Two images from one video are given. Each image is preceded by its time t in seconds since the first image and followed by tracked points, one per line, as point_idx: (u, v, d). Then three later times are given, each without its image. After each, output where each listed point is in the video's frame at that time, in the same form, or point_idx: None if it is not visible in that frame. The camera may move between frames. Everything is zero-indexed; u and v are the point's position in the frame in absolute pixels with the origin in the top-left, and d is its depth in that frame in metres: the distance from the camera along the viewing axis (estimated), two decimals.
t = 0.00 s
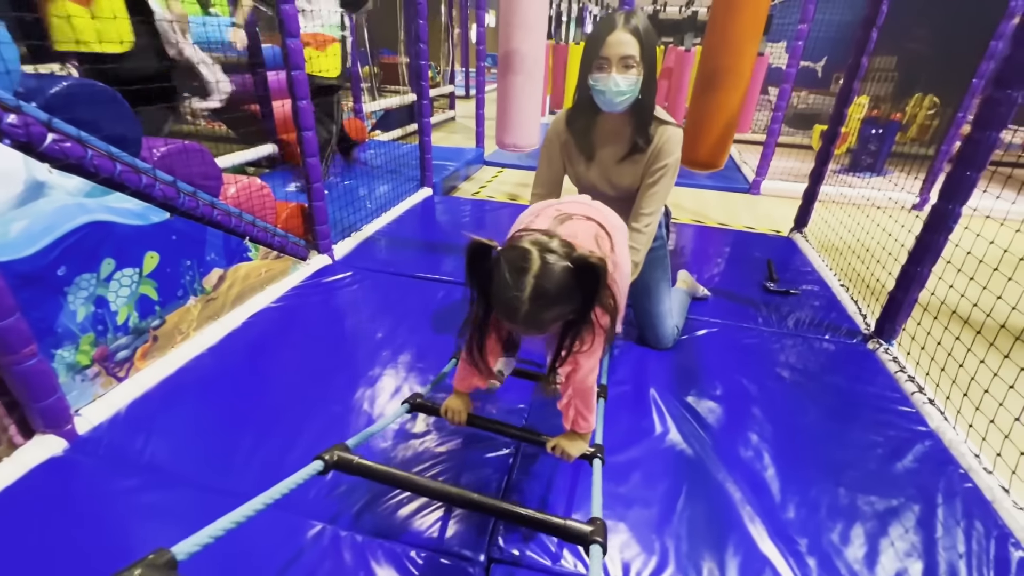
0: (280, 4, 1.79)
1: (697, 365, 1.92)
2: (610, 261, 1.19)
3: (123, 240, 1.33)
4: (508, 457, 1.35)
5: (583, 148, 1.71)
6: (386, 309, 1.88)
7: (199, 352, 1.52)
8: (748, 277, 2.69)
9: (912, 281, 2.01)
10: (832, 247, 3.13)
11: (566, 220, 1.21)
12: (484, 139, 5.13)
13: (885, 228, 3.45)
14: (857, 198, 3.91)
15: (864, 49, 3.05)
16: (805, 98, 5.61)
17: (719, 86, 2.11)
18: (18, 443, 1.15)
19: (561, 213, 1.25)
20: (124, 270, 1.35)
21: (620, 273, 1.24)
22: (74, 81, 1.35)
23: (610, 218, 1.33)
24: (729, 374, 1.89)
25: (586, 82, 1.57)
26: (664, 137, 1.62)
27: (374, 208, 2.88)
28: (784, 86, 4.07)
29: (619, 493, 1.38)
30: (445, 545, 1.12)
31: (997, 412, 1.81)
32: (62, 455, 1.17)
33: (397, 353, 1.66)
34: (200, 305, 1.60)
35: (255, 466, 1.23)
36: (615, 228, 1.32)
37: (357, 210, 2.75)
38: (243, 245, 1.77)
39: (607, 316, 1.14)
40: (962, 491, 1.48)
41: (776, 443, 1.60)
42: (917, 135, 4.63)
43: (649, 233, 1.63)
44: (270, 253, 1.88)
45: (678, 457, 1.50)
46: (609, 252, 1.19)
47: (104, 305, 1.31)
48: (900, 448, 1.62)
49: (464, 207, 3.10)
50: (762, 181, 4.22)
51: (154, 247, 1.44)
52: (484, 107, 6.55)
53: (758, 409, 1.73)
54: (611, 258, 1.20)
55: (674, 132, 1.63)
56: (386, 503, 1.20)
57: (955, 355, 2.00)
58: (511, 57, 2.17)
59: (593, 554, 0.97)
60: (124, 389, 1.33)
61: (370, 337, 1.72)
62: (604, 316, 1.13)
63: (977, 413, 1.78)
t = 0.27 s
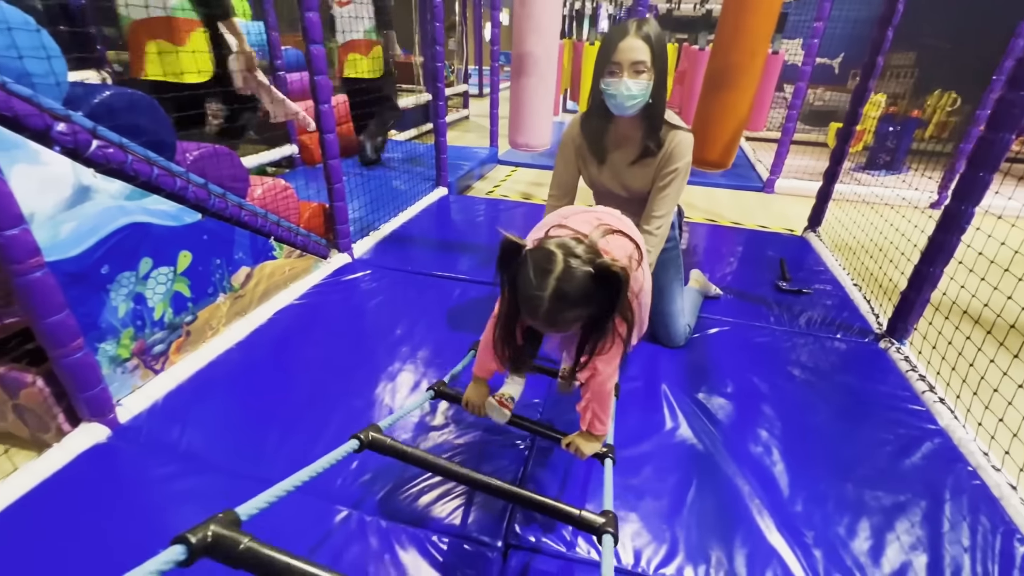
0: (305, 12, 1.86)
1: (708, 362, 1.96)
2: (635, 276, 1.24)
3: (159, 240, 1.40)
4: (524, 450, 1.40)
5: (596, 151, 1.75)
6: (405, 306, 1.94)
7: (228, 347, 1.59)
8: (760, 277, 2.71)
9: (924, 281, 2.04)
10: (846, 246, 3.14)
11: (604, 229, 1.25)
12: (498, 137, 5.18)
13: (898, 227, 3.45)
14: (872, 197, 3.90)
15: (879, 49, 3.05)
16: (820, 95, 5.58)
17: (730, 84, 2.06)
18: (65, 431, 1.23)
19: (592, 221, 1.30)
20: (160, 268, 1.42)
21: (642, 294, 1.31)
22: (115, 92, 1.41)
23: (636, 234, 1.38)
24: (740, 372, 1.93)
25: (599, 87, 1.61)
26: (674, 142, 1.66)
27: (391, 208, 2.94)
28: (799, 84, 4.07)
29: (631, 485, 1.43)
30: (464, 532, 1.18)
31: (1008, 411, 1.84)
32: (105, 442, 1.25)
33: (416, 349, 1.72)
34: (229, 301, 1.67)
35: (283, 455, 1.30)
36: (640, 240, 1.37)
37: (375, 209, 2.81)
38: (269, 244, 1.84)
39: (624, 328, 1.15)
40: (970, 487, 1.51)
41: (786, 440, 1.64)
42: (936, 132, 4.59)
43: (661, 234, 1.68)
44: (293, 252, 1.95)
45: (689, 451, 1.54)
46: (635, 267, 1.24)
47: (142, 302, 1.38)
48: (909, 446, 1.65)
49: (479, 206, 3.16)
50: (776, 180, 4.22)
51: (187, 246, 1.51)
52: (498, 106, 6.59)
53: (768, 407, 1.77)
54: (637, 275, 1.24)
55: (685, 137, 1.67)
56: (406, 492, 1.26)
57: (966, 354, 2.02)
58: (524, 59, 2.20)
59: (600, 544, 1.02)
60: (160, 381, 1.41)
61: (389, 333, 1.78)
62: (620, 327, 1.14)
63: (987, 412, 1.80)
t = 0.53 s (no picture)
0: (331, 17, 1.92)
1: (721, 363, 1.99)
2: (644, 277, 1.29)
3: (192, 237, 1.47)
4: (538, 444, 1.45)
5: (613, 155, 1.79)
6: (423, 304, 1.99)
7: (254, 340, 1.66)
8: (775, 279, 2.72)
9: (939, 286, 2.04)
10: (862, 250, 3.14)
11: (606, 234, 1.30)
12: (514, 138, 5.22)
13: (917, 231, 3.43)
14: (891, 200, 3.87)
15: (898, 52, 3.04)
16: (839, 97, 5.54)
17: (748, 85, 2.07)
18: (105, 417, 1.29)
19: (600, 228, 1.35)
20: (193, 265, 1.49)
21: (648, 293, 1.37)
22: (154, 97, 1.48)
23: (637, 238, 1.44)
24: (752, 373, 1.95)
25: (616, 91, 1.64)
26: (690, 145, 1.69)
27: (409, 207, 2.99)
28: (817, 87, 4.05)
29: (642, 480, 1.47)
30: (481, 521, 1.23)
31: (1019, 416, 1.85)
32: (141, 429, 1.31)
33: (434, 345, 1.77)
34: (256, 297, 1.74)
35: (309, 444, 1.36)
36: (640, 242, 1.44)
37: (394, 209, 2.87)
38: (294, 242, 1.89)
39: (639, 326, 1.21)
40: (979, 491, 1.52)
41: (797, 441, 1.66)
42: (959, 134, 4.54)
43: (676, 236, 1.72)
44: (316, 250, 2.01)
45: (700, 448, 1.58)
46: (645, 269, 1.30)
47: (177, 296, 1.45)
48: (920, 449, 1.67)
49: (495, 206, 3.20)
50: (793, 182, 4.21)
51: (219, 243, 1.56)
52: (514, 106, 6.63)
53: (780, 408, 1.79)
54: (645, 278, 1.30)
55: (701, 140, 1.70)
56: (425, 482, 1.31)
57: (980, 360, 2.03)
58: (542, 62, 2.24)
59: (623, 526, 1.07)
60: (192, 371, 1.48)
61: (408, 330, 1.83)
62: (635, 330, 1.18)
63: (999, 417, 1.82)
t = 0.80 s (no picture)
0: (353, 25, 1.98)
1: (729, 368, 2.02)
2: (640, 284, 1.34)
3: (219, 237, 1.53)
4: (549, 443, 1.49)
5: (626, 161, 1.83)
6: (438, 304, 2.04)
7: (276, 337, 1.72)
8: (785, 286, 2.74)
9: (949, 295, 2.06)
10: (873, 258, 3.14)
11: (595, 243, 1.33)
12: (527, 141, 5.27)
13: (930, 240, 3.43)
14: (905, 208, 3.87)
15: (913, 62, 3.05)
16: (855, 103, 5.52)
17: (767, 89, 2.07)
18: (135, 408, 1.36)
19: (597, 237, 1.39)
20: (220, 263, 1.55)
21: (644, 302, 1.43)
22: (188, 102, 1.55)
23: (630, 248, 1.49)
24: (760, 379, 1.98)
25: (631, 100, 1.68)
26: (703, 152, 1.73)
27: (423, 209, 3.05)
28: (832, 94, 4.06)
29: (650, 480, 1.50)
30: (492, 516, 1.27)
31: None
32: (169, 420, 1.37)
33: (448, 344, 1.82)
34: (277, 295, 1.79)
35: (328, 437, 1.41)
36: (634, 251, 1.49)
37: (409, 210, 2.92)
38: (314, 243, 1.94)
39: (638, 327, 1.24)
40: (983, 498, 1.54)
41: (803, 446, 1.69)
42: (977, 142, 4.51)
43: (688, 241, 1.76)
44: (335, 250, 2.07)
45: (707, 451, 1.61)
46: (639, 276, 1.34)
47: (204, 294, 1.51)
48: (925, 456, 1.69)
49: (508, 209, 3.25)
50: (806, 189, 4.22)
51: (243, 243, 1.62)
52: (528, 109, 6.67)
53: (787, 413, 1.82)
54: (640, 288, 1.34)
55: (713, 147, 1.73)
56: (438, 478, 1.36)
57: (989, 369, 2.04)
58: (558, 68, 2.28)
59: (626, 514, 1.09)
60: (216, 365, 1.54)
61: (423, 329, 1.88)
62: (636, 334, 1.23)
63: (1006, 427, 1.83)
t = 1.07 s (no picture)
0: (379, 27, 2.04)
1: (743, 367, 2.05)
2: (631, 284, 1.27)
3: (249, 230, 1.59)
4: (563, 436, 1.53)
5: (645, 162, 1.86)
6: (456, 299, 2.09)
7: (300, 328, 1.78)
8: (800, 288, 2.75)
9: (966, 299, 2.07)
10: (891, 261, 3.13)
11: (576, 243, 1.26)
12: (544, 140, 5.30)
13: (950, 244, 3.40)
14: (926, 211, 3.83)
15: (935, 65, 3.03)
16: (876, 105, 5.47)
17: (791, 90, 1.98)
18: (170, 392, 1.42)
19: (595, 240, 1.31)
20: (250, 256, 1.61)
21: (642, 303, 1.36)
22: (224, 102, 1.62)
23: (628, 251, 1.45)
24: (773, 379, 2.00)
25: (651, 102, 1.71)
26: (721, 152, 1.75)
27: (441, 206, 3.10)
28: (852, 96, 4.03)
29: (663, 473, 1.54)
30: (508, 503, 1.31)
31: None
32: (201, 405, 1.44)
33: (466, 339, 1.86)
34: (302, 288, 1.86)
35: (350, 426, 1.46)
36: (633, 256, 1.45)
37: (428, 208, 2.97)
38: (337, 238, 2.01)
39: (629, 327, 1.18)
40: (995, 500, 1.56)
41: (815, 445, 1.71)
42: (1001, 145, 4.45)
43: (706, 238, 1.79)
44: (357, 245, 2.13)
45: (719, 447, 1.64)
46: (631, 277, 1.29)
47: (234, 285, 1.57)
48: (938, 458, 1.70)
49: (524, 208, 3.29)
50: (824, 191, 4.20)
51: (271, 237, 1.68)
52: (545, 108, 6.70)
53: (799, 413, 1.84)
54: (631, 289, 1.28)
55: (732, 146, 1.76)
56: (455, 466, 1.40)
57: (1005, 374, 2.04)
58: (578, 69, 2.31)
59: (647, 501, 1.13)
60: (244, 354, 1.60)
61: (442, 323, 1.92)
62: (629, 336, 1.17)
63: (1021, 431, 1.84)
